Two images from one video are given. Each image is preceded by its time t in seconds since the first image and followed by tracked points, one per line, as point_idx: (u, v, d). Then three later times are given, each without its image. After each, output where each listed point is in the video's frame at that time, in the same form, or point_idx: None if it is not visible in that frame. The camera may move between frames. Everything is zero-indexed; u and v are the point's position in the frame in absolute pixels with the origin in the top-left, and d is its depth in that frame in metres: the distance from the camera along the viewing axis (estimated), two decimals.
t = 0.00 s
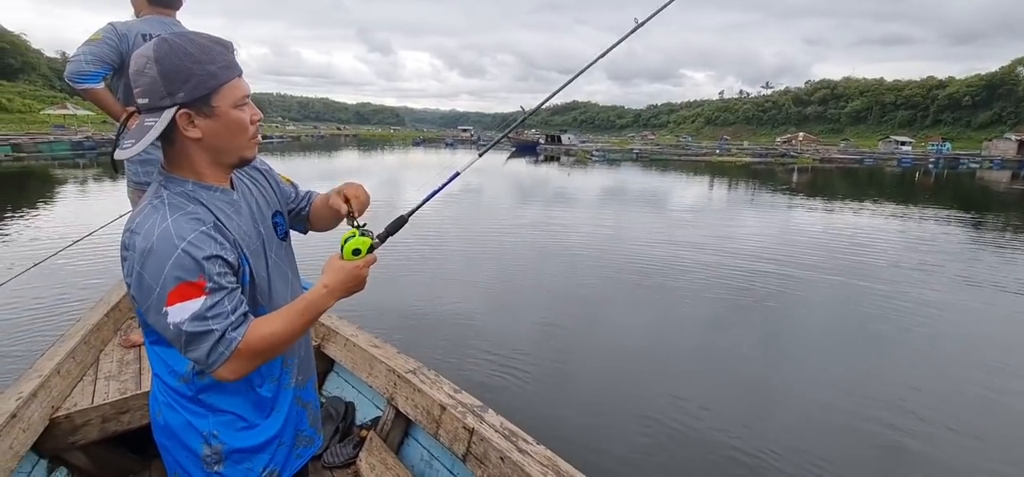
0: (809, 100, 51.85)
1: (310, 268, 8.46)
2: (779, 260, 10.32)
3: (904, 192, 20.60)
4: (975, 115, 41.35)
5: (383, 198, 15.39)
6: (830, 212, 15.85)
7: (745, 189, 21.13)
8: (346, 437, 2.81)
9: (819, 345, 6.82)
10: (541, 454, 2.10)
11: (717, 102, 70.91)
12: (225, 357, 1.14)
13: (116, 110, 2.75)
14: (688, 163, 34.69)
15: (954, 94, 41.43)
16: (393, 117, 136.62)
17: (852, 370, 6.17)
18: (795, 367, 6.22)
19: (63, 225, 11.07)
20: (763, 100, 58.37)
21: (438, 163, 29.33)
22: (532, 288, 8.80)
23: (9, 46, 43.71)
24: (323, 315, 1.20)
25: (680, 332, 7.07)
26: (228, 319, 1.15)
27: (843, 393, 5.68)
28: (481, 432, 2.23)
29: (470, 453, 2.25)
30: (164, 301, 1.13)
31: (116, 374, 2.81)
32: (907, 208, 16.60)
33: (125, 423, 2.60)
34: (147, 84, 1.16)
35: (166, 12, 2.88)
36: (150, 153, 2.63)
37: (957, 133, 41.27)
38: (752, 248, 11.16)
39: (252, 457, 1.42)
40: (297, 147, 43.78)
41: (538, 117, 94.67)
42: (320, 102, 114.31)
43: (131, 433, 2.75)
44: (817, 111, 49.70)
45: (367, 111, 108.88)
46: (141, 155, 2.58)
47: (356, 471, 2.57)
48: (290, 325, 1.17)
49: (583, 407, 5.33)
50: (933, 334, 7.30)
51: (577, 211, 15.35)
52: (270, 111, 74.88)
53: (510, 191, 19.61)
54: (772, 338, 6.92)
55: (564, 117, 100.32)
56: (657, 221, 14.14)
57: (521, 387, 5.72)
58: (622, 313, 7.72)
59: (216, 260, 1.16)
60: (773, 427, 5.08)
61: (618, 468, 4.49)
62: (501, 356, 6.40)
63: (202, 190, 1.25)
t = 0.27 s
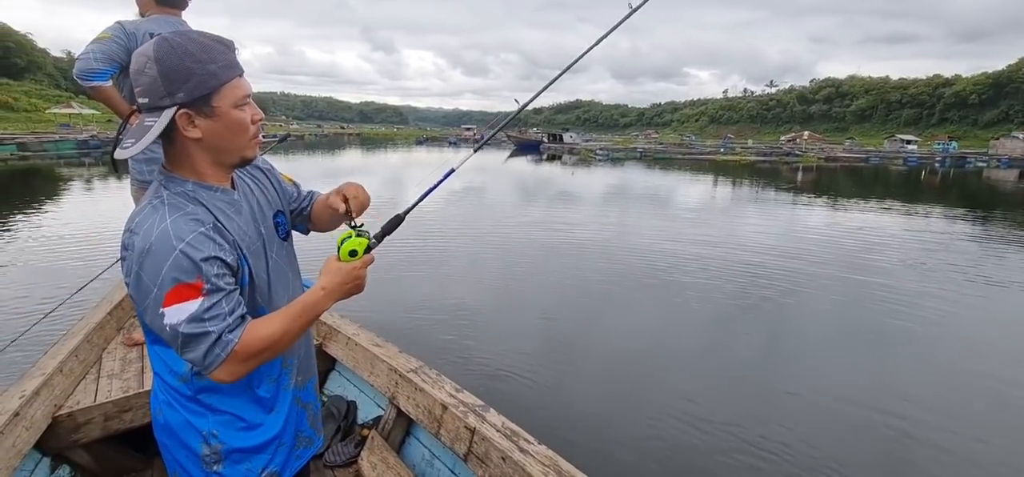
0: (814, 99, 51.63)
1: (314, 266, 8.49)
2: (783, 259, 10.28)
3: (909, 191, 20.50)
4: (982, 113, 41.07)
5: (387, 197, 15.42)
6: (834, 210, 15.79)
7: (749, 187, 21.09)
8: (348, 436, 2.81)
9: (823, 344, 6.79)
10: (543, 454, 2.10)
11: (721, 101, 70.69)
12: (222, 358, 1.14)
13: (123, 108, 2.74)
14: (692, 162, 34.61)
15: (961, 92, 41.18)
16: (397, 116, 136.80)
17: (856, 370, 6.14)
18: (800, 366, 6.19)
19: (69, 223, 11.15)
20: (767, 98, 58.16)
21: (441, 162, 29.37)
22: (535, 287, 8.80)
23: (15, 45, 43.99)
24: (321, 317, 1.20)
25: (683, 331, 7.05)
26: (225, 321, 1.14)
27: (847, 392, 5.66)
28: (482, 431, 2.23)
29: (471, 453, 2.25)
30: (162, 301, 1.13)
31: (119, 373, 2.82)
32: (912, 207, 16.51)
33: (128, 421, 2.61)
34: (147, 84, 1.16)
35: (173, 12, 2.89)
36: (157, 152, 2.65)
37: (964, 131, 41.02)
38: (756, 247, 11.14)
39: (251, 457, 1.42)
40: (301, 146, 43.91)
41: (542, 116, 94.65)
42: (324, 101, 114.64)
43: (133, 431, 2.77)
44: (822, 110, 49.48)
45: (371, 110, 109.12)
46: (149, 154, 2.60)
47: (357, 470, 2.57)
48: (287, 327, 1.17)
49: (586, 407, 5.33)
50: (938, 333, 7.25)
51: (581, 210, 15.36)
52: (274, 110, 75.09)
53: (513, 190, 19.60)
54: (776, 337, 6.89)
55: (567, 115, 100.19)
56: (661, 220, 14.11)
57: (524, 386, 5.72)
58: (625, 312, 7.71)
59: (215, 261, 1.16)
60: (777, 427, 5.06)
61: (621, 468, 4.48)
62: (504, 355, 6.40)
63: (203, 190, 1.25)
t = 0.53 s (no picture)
0: (814, 98, 51.58)
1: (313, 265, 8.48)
2: (784, 258, 10.25)
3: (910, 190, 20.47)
4: (983, 113, 41.01)
5: (387, 196, 15.41)
6: (835, 209, 15.77)
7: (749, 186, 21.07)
8: (345, 437, 2.79)
9: (824, 343, 6.77)
10: (540, 457, 2.07)
11: (721, 100, 70.64)
12: (212, 361, 1.12)
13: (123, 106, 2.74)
14: (692, 161, 34.60)
15: (961, 92, 41.15)
16: (397, 115, 136.83)
17: (858, 369, 6.11)
18: (801, 366, 6.16)
19: (69, 222, 11.14)
20: (768, 98, 58.12)
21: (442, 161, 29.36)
22: (535, 286, 8.78)
23: (15, 44, 43.98)
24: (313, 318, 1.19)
25: (683, 331, 7.02)
26: (216, 323, 1.12)
27: (849, 392, 5.63)
28: (480, 433, 2.20)
29: (468, 455, 2.23)
30: (152, 303, 1.11)
31: (116, 372, 2.80)
32: (913, 206, 16.48)
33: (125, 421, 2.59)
34: (138, 85, 1.14)
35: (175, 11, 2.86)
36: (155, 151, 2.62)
37: (964, 130, 40.99)
38: (756, 246, 11.12)
39: (245, 459, 1.40)
40: (301, 145, 43.91)
41: (542, 115, 94.66)
42: (324, 100, 114.67)
43: (131, 431, 2.75)
44: (822, 109, 49.45)
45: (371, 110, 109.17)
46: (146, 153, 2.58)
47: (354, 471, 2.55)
48: (279, 328, 1.15)
49: (586, 407, 5.30)
50: (940, 332, 7.22)
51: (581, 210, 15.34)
52: (274, 109, 75.11)
53: (513, 189, 19.59)
54: (777, 337, 6.86)
55: (568, 114, 100.15)
56: (662, 219, 14.08)
57: (524, 386, 5.69)
58: (625, 312, 7.68)
59: (207, 263, 1.14)
60: (778, 427, 5.03)
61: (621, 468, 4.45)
62: (504, 355, 6.38)
63: (196, 191, 1.23)
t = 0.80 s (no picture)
0: (766, 102, 53.70)
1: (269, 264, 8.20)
2: (738, 255, 10.63)
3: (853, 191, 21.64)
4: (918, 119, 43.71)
5: (347, 193, 15.05)
6: (785, 209, 16.47)
7: (706, 186, 21.73)
8: (299, 443, 2.73)
9: (776, 336, 7.05)
10: (501, 458, 2.06)
11: (679, 102, 72.57)
12: (151, 364, 1.04)
13: (53, 95, 2.56)
14: (652, 161, 35.41)
15: (898, 99, 43.82)
16: (357, 110, 133.97)
17: (807, 360, 6.39)
18: (754, 358, 6.39)
19: None
20: (723, 101, 60.11)
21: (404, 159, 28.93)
22: (498, 284, 8.77)
23: None
24: (262, 317, 1.12)
25: (643, 327, 7.17)
26: (155, 323, 1.04)
27: (799, 381, 5.88)
28: (440, 435, 2.17)
29: (428, 458, 2.19)
30: (84, 303, 1.02)
31: (48, 379, 2.60)
32: (856, 206, 17.42)
33: (58, 431, 2.40)
34: (70, 72, 1.05)
35: None
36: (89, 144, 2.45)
37: (901, 135, 43.66)
38: (712, 244, 11.48)
39: (187, 468, 1.31)
40: (256, 139, 42.34)
41: (505, 113, 94.76)
42: (280, 94, 111.02)
43: (65, 441, 2.56)
44: (773, 112, 51.54)
45: (330, 105, 106.45)
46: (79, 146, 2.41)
47: None
48: (224, 329, 1.08)
49: (550, 404, 5.32)
50: (881, 323, 7.63)
51: (544, 208, 15.43)
52: (227, 102, 72.18)
53: (476, 187, 19.53)
54: (732, 331, 7.09)
55: (530, 113, 100.62)
56: (622, 218, 14.34)
57: (488, 384, 5.66)
58: (588, 309, 7.77)
59: (146, 260, 1.06)
60: (733, 417, 5.19)
61: (585, 463, 4.48)
62: (468, 353, 6.34)
63: (136, 184, 1.15)
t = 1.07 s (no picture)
0: (713, 103, 55.84)
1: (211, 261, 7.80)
2: (687, 250, 11.00)
3: (792, 189, 22.85)
4: (849, 122, 46.64)
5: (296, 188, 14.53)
6: (730, 205, 17.19)
7: (656, 183, 22.39)
8: (241, 448, 2.63)
9: (722, 326, 7.34)
10: (452, 457, 2.05)
11: (632, 101, 74.34)
12: (69, 364, 0.97)
13: None
14: (605, 159, 36.12)
15: (832, 103, 46.60)
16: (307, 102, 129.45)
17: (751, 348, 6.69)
18: (702, 348, 6.63)
19: None
20: (673, 101, 62.04)
21: (356, 153, 28.21)
22: (453, 279, 8.70)
23: None
24: (194, 311, 1.07)
25: (597, 320, 7.29)
26: (74, 322, 0.97)
27: (743, 368, 6.14)
28: (390, 436, 2.13)
29: (378, 459, 2.15)
30: None
31: None
32: (795, 204, 18.40)
33: None
34: None
35: None
36: None
37: (835, 137, 46.47)
38: (663, 239, 11.84)
39: None
40: (196, 130, 40.19)
41: (461, 109, 94.39)
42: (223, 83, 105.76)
43: None
44: (719, 114, 53.66)
45: (278, 96, 102.42)
46: None
47: None
48: (151, 324, 1.02)
49: (506, 398, 5.33)
50: (817, 311, 8.10)
51: (500, 203, 15.43)
52: (164, 90, 68.05)
53: (432, 182, 19.31)
54: (681, 323, 7.34)
55: (486, 108, 100.42)
56: (577, 213, 14.54)
57: (443, 380, 5.61)
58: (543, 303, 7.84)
59: (63, 253, 0.98)
60: (681, 404, 5.37)
61: (542, 455, 4.51)
62: (423, 349, 6.25)
63: (50, 173, 1.06)
